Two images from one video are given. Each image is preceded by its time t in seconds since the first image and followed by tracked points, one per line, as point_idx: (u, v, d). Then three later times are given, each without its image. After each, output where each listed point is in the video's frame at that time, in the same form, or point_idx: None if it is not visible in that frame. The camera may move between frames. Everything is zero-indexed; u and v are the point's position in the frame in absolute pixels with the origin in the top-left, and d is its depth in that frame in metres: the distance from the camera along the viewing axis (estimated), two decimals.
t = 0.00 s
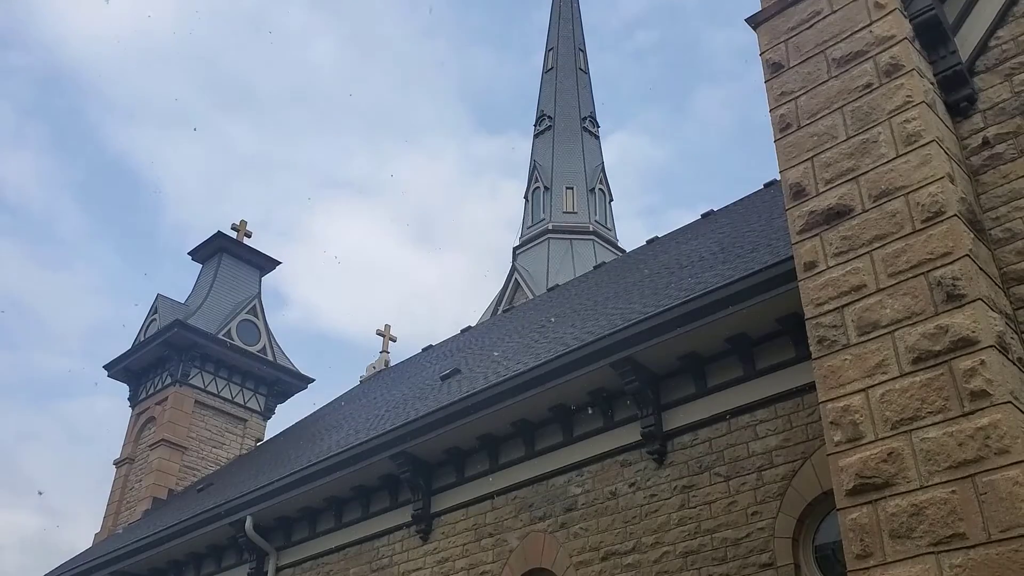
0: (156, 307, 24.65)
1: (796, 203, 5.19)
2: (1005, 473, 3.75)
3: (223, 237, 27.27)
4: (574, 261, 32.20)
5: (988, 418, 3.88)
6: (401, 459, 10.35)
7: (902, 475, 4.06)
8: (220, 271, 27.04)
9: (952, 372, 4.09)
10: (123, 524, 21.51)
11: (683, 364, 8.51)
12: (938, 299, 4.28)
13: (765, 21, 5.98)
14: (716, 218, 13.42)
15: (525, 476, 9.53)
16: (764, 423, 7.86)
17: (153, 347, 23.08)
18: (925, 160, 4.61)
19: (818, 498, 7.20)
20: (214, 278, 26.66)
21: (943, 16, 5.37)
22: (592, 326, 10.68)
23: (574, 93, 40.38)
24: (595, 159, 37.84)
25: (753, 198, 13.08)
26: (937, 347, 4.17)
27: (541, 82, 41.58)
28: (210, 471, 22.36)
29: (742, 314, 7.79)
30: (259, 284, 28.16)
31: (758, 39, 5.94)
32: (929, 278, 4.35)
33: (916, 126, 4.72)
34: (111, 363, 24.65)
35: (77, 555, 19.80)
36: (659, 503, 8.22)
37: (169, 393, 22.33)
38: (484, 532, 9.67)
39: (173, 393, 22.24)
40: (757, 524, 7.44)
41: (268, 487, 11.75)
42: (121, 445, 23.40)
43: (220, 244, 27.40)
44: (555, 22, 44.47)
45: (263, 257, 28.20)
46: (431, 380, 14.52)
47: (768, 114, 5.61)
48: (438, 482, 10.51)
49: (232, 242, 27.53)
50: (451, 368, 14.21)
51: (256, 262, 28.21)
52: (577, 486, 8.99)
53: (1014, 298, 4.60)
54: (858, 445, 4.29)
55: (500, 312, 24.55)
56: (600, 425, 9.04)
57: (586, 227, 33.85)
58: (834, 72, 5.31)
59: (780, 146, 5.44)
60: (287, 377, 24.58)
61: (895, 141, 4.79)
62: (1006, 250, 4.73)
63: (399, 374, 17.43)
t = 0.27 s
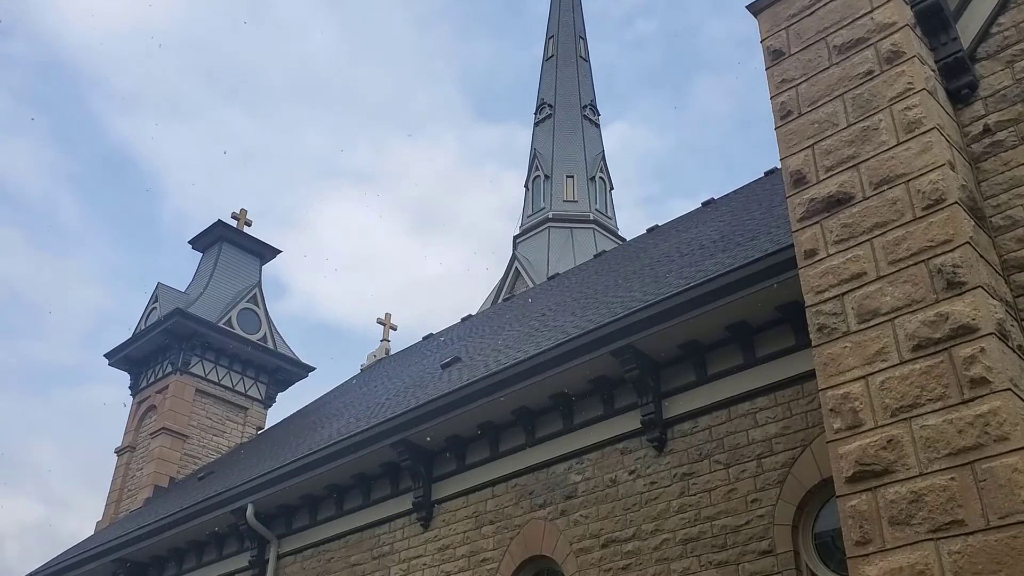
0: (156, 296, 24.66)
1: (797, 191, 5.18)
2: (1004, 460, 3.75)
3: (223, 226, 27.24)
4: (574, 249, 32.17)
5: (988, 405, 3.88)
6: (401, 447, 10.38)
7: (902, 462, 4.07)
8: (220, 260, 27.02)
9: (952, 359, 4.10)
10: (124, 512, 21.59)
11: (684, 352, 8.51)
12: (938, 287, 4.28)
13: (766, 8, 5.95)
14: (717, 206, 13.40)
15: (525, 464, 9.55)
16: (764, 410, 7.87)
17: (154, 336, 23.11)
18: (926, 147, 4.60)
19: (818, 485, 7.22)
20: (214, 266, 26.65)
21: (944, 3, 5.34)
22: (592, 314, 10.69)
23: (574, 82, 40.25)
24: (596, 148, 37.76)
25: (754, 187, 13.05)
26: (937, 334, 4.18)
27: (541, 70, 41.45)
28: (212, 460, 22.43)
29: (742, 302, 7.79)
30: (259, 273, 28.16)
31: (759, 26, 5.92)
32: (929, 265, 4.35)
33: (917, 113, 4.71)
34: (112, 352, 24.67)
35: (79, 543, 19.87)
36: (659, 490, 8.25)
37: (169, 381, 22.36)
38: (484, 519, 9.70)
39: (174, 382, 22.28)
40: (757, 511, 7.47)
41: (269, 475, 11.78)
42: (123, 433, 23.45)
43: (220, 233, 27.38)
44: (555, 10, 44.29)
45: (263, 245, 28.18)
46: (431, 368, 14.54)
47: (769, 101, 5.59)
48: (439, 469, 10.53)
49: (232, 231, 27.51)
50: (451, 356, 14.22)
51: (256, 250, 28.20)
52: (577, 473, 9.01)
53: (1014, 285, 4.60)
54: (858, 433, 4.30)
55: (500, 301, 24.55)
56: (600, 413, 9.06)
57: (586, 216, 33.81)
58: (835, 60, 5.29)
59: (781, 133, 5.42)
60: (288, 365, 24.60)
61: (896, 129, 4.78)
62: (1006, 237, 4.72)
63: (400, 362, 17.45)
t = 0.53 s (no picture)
0: (156, 281, 24.65)
1: (797, 174, 5.16)
2: (1003, 443, 3.76)
3: (223, 211, 27.18)
4: (574, 234, 32.13)
5: (987, 388, 3.89)
6: (402, 431, 10.41)
7: (901, 445, 4.08)
8: (220, 245, 26.99)
9: (952, 342, 4.10)
10: (126, 496, 21.66)
11: (683, 336, 8.52)
12: (938, 270, 4.27)
13: None
14: (717, 191, 13.37)
15: (525, 447, 9.58)
16: (763, 394, 7.89)
17: (154, 321, 23.11)
18: (927, 130, 4.58)
19: (817, 468, 7.24)
20: (214, 251, 26.62)
21: None
22: (592, 299, 10.69)
23: (574, 65, 40.07)
24: (596, 132, 37.63)
25: (754, 171, 13.02)
26: (936, 317, 4.18)
27: (541, 54, 41.25)
28: (213, 444, 22.49)
29: (742, 286, 7.79)
30: (259, 257, 28.13)
31: (760, 8, 5.88)
32: (929, 248, 4.34)
33: (917, 96, 4.69)
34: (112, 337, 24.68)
35: (81, 527, 19.95)
36: (659, 473, 8.27)
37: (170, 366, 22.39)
38: (484, 502, 9.74)
39: (174, 367, 22.30)
40: (756, 494, 7.49)
41: (270, 459, 11.81)
42: (124, 417, 23.50)
43: (220, 218, 27.33)
44: None
45: (262, 230, 28.14)
46: (433, 352, 14.56)
47: (770, 84, 5.57)
48: (439, 453, 10.57)
49: (232, 216, 27.46)
50: (452, 341, 14.23)
51: (256, 235, 28.16)
52: (576, 457, 9.04)
53: (1014, 269, 4.59)
54: (857, 416, 4.31)
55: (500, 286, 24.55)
56: (600, 397, 9.08)
57: (586, 200, 33.75)
58: (836, 42, 5.26)
59: (781, 116, 5.40)
60: (289, 350, 24.63)
61: (897, 112, 4.76)
62: (1006, 220, 4.71)
63: (400, 347, 17.46)
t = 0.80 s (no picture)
0: (156, 262, 24.64)
1: (798, 154, 5.14)
2: (1002, 422, 3.77)
3: (222, 192, 27.12)
4: (575, 216, 32.06)
5: (987, 367, 3.89)
6: (402, 411, 10.43)
7: (901, 425, 4.09)
8: (220, 226, 26.95)
9: (952, 322, 4.10)
10: (128, 477, 21.75)
11: (683, 316, 8.52)
12: (938, 250, 4.26)
13: None
14: (718, 172, 13.32)
15: (526, 427, 9.61)
16: (763, 374, 7.90)
17: (154, 302, 23.12)
18: (928, 110, 4.56)
19: (816, 448, 7.26)
20: (214, 233, 26.58)
21: None
22: (592, 280, 10.68)
23: (574, 46, 39.83)
24: (596, 113, 37.46)
25: (755, 152, 12.97)
26: (936, 297, 4.17)
27: (541, 34, 41.00)
28: (214, 425, 22.56)
29: (742, 267, 7.78)
30: (259, 239, 28.09)
31: None
32: (930, 228, 4.33)
33: (919, 75, 4.66)
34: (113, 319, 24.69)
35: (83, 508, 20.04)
36: (659, 453, 8.30)
37: (171, 347, 22.42)
38: (485, 482, 9.78)
39: (175, 348, 22.34)
40: (756, 474, 7.52)
41: (272, 440, 11.85)
42: (125, 399, 23.55)
43: (219, 199, 27.27)
44: None
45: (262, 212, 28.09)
46: (433, 334, 14.57)
47: (771, 64, 5.53)
48: (440, 433, 10.60)
49: (232, 197, 27.39)
50: (452, 322, 14.24)
51: (256, 217, 28.10)
52: (577, 437, 9.07)
53: (1015, 249, 4.58)
54: (857, 395, 4.31)
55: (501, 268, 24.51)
56: (600, 377, 9.09)
57: (586, 182, 33.65)
58: (837, 21, 5.23)
59: (782, 96, 5.37)
60: (289, 331, 24.65)
61: (898, 91, 4.73)
62: (1007, 200, 4.70)
63: (401, 328, 17.48)
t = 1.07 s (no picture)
0: (157, 248, 24.62)
1: (799, 139, 5.12)
2: (1002, 406, 3.78)
3: (223, 178, 27.07)
4: (575, 202, 32.01)
5: (988, 351, 3.89)
6: (404, 396, 10.45)
7: (901, 409, 4.09)
8: (220, 212, 26.91)
9: (953, 306, 4.10)
10: (130, 462, 21.82)
11: (684, 302, 8.52)
12: (940, 234, 4.26)
13: None
14: (719, 156, 13.28)
15: (527, 412, 9.63)
16: (764, 359, 7.91)
17: (155, 288, 23.12)
18: (930, 93, 4.54)
19: (816, 432, 7.28)
20: (214, 219, 26.55)
21: None
22: (593, 265, 10.68)
23: (575, 30, 39.64)
24: (597, 97, 37.32)
25: (756, 137, 12.93)
26: (937, 281, 4.17)
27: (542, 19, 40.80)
28: (215, 410, 22.62)
29: (743, 252, 7.77)
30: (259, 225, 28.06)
31: None
32: (931, 212, 4.33)
33: (921, 59, 4.64)
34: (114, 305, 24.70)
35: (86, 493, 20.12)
36: (659, 438, 8.32)
37: (172, 333, 22.45)
38: (486, 467, 9.81)
39: (176, 334, 22.36)
40: (756, 458, 7.55)
41: (273, 425, 11.88)
42: (126, 384, 23.60)
43: (220, 185, 27.22)
44: None
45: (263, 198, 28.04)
46: (434, 319, 14.58)
47: (773, 48, 5.51)
48: (441, 418, 10.62)
49: (232, 183, 27.34)
50: (453, 307, 14.24)
51: (256, 203, 28.06)
52: (577, 422, 9.09)
53: (1016, 233, 4.57)
54: (857, 379, 4.32)
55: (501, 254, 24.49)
56: (601, 362, 9.10)
57: (587, 167, 33.57)
58: (840, 4, 5.20)
59: (784, 80, 5.35)
60: (290, 317, 24.66)
61: (900, 75, 4.71)
62: (1009, 184, 4.68)
63: (402, 313, 17.48)
